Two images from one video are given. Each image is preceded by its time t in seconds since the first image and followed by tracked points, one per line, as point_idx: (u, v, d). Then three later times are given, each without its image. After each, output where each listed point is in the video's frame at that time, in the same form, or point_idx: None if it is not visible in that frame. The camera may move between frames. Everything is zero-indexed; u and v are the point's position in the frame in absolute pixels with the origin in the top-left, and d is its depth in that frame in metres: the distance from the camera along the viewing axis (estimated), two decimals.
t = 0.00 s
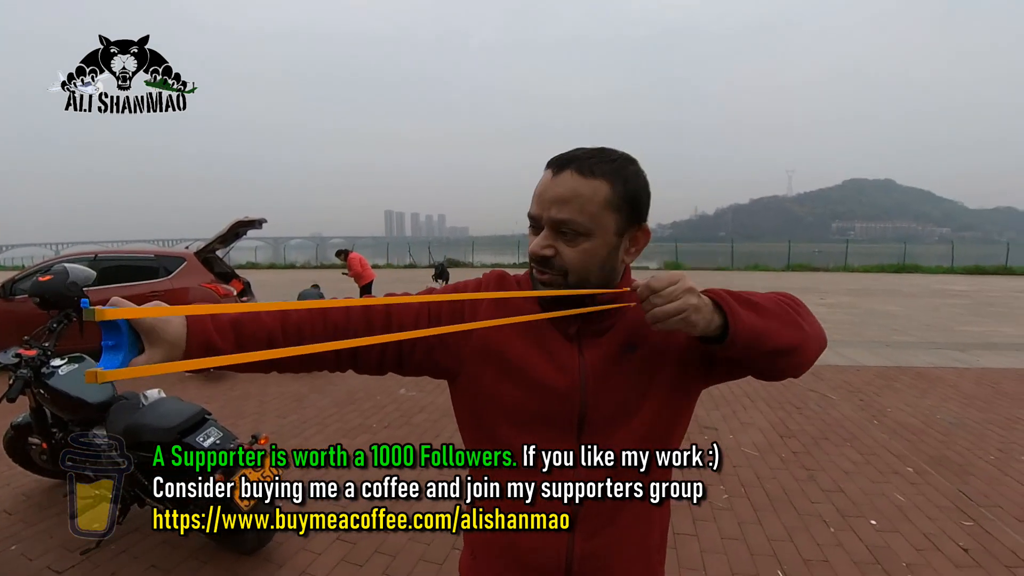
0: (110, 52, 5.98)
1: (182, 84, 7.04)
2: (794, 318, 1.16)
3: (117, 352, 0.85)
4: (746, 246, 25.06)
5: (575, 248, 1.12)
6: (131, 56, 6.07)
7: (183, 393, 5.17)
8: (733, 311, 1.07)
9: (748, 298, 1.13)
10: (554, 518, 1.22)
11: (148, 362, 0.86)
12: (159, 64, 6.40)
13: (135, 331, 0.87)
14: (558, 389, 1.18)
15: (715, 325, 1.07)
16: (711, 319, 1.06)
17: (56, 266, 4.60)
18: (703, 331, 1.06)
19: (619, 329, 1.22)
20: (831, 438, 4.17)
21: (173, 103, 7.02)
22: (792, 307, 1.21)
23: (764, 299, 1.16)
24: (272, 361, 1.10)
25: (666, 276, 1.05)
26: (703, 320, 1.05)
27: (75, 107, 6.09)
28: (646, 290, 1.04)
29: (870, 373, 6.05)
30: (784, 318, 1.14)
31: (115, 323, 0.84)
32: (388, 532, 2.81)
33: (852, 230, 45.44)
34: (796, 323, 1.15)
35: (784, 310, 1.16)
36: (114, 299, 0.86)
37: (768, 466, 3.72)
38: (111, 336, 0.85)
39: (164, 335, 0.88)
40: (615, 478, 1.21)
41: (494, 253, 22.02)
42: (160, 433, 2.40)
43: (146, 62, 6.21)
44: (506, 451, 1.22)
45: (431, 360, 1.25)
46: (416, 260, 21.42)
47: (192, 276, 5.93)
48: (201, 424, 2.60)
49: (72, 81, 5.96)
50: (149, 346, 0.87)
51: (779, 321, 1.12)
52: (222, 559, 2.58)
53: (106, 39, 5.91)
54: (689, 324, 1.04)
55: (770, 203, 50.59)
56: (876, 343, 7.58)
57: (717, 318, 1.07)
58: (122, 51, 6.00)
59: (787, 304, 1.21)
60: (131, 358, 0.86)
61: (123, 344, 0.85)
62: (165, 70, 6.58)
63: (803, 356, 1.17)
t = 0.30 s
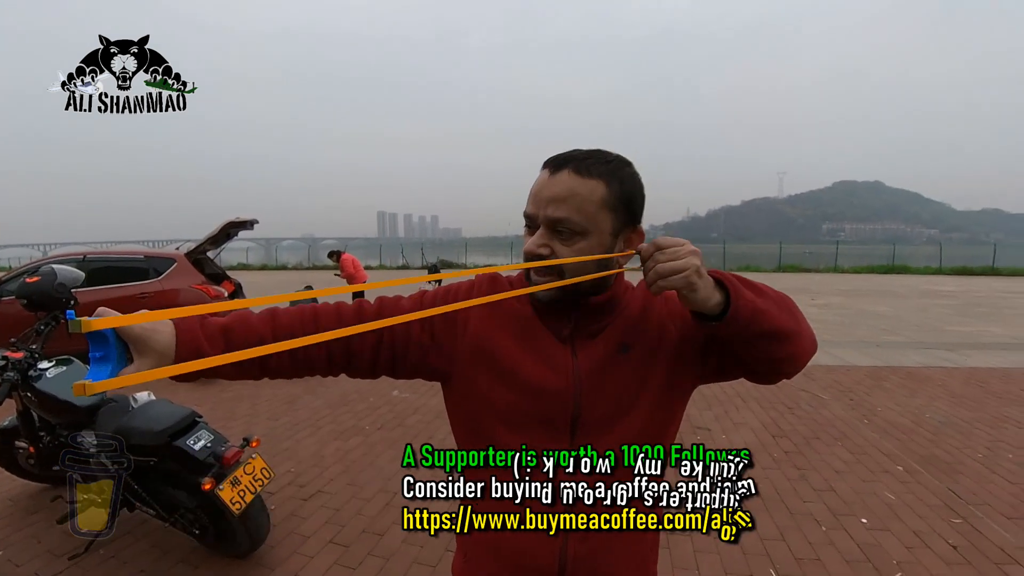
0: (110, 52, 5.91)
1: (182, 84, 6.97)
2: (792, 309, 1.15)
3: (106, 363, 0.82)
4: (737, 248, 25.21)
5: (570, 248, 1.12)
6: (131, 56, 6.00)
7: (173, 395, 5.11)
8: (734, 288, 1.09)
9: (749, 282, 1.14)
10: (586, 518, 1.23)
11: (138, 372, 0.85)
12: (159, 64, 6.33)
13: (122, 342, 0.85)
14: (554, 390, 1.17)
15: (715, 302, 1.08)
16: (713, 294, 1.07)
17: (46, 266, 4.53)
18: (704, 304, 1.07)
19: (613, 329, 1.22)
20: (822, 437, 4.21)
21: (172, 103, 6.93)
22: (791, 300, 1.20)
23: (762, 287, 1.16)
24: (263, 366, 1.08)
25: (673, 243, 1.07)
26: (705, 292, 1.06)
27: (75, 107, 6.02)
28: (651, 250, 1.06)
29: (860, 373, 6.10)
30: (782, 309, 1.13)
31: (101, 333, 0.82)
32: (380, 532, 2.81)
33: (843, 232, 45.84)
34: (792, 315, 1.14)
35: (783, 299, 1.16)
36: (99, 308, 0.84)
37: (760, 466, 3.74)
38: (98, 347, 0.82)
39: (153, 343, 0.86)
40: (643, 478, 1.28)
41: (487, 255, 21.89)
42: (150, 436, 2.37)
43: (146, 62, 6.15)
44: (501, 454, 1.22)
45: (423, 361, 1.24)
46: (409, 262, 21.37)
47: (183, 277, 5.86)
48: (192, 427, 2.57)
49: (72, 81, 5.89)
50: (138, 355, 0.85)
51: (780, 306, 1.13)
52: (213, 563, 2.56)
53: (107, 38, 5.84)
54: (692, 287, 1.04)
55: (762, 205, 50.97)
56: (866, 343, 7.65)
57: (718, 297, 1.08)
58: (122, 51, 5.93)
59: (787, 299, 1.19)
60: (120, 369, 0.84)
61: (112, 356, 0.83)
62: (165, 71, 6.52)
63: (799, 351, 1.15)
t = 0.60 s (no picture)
0: (110, 52, 5.85)
1: (180, 84, 6.91)
2: (775, 332, 1.18)
3: (96, 367, 0.81)
4: (729, 249, 25.37)
5: (564, 245, 1.11)
6: (131, 56, 5.94)
7: (163, 398, 5.06)
8: (717, 332, 1.08)
9: (735, 317, 1.14)
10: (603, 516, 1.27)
11: (129, 377, 0.83)
12: (159, 64, 6.27)
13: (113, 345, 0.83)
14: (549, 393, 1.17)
15: (698, 347, 1.07)
16: (693, 342, 1.06)
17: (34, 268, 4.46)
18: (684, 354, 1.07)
19: (606, 331, 1.22)
20: (814, 436, 4.24)
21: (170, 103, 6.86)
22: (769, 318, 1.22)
23: (746, 316, 1.17)
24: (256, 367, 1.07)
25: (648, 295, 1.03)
26: (685, 342, 1.05)
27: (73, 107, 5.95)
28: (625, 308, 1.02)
29: (850, 372, 6.15)
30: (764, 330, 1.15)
31: (92, 337, 0.80)
32: (373, 535, 2.79)
33: (833, 232, 46.23)
34: (775, 335, 1.16)
35: (766, 325, 1.17)
36: (90, 311, 0.82)
37: (753, 465, 3.75)
38: (89, 352, 0.80)
39: (144, 347, 0.85)
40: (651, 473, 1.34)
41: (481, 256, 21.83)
42: (141, 440, 2.36)
43: (146, 62, 6.09)
44: (495, 454, 1.21)
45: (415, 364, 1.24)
46: (402, 263, 21.30)
47: (174, 278, 5.81)
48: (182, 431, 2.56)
49: (72, 81, 5.81)
50: (130, 360, 0.84)
51: (763, 341, 1.13)
52: (204, 567, 2.53)
53: (106, 38, 5.77)
54: (670, 345, 1.03)
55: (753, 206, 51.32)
56: (856, 343, 7.71)
57: (701, 340, 1.07)
58: (122, 51, 5.87)
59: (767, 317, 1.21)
60: (110, 373, 0.82)
61: (103, 359, 0.81)
62: (166, 71, 6.46)
63: (779, 365, 1.18)
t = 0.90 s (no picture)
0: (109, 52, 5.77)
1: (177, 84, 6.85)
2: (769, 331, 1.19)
3: (86, 368, 0.80)
4: (721, 249, 25.50)
5: (560, 246, 1.11)
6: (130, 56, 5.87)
7: (153, 401, 5.01)
8: (707, 335, 1.07)
9: (724, 317, 1.15)
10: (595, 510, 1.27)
11: (121, 377, 0.82)
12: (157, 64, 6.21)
13: (104, 345, 0.82)
14: (545, 392, 1.17)
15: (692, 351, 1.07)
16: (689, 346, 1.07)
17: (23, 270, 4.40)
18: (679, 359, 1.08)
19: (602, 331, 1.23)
20: (805, 435, 4.27)
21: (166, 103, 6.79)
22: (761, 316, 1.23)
23: (738, 315, 1.18)
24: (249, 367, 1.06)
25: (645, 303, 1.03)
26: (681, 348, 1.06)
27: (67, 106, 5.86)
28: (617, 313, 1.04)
29: (841, 372, 6.19)
30: (758, 330, 1.17)
31: (82, 338, 0.79)
32: (366, 538, 2.78)
33: (824, 233, 46.60)
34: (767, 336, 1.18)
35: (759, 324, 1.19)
36: (80, 312, 0.81)
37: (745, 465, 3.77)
38: (79, 352, 0.79)
39: (135, 348, 0.84)
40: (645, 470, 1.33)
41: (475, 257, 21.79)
42: (130, 443, 2.32)
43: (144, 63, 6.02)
44: (491, 453, 1.21)
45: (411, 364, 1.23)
46: (395, 264, 21.21)
47: (164, 280, 5.75)
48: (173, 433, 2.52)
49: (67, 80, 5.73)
50: (122, 361, 0.83)
51: (753, 340, 1.15)
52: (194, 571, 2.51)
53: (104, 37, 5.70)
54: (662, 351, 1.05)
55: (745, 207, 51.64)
56: (847, 343, 7.77)
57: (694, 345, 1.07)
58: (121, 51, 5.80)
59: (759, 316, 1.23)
60: (101, 373, 0.81)
61: (93, 360, 0.80)
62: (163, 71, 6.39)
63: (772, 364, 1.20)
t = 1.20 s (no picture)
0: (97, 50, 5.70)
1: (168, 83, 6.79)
2: (768, 314, 1.17)
3: (79, 364, 0.79)
4: (713, 250, 25.64)
5: (569, 253, 1.11)
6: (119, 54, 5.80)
7: (142, 403, 4.96)
8: (707, 297, 1.07)
9: (724, 289, 1.14)
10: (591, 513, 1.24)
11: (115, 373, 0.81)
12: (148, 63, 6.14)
13: (97, 340, 0.81)
14: (539, 390, 1.17)
15: (689, 313, 1.06)
16: (689, 306, 1.06)
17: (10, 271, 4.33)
18: (681, 319, 1.06)
19: (596, 329, 1.23)
20: (796, 434, 4.30)
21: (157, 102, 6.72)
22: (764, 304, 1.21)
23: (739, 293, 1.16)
24: (243, 368, 1.06)
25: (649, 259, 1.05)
26: (683, 308, 1.05)
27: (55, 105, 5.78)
28: (628, 267, 1.04)
29: (832, 371, 6.25)
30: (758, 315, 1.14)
31: (76, 333, 0.78)
32: (359, 540, 2.77)
33: (814, 234, 47.01)
34: (768, 319, 1.15)
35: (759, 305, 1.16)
36: (73, 308, 0.81)
37: (738, 464, 3.79)
38: (71, 347, 0.78)
39: (129, 344, 0.83)
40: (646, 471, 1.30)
41: (468, 258, 21.79)
42: (119, 446, 2.29)
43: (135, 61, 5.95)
44: (485, 453, 1.21)
45: (406, 364, 1.22)
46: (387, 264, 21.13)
47: (154, 282, 5.69)
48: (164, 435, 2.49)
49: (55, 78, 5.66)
50: (114, 356, 0.82)
51: (756, 316, 1.11)
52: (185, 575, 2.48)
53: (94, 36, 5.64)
54: (669, 304, 1.03)
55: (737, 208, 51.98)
56: (837, 343, 7.83)
57: (693, 305, 1.07)
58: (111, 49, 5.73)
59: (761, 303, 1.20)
60: (95, 369, 0.81)
61: (87, 356, 0.79)
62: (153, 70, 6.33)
63: (775, 355, 1.17)
